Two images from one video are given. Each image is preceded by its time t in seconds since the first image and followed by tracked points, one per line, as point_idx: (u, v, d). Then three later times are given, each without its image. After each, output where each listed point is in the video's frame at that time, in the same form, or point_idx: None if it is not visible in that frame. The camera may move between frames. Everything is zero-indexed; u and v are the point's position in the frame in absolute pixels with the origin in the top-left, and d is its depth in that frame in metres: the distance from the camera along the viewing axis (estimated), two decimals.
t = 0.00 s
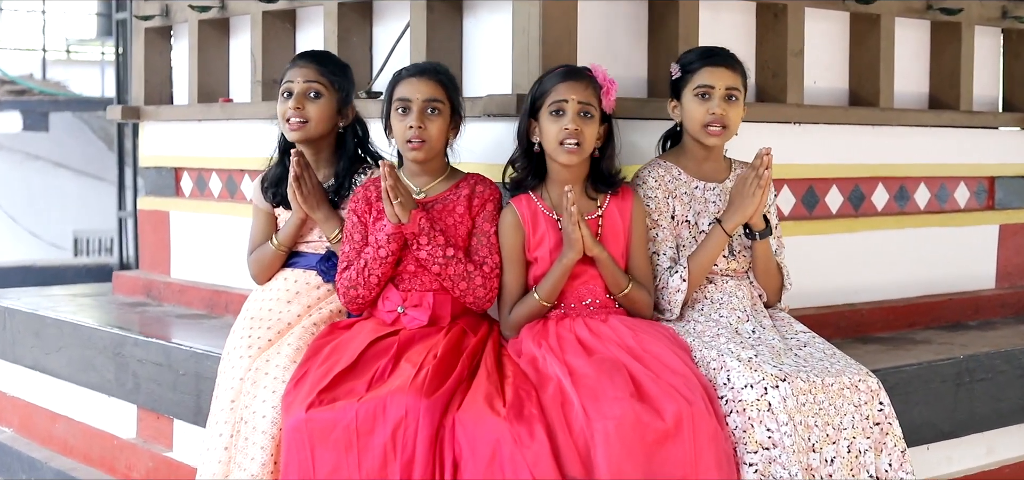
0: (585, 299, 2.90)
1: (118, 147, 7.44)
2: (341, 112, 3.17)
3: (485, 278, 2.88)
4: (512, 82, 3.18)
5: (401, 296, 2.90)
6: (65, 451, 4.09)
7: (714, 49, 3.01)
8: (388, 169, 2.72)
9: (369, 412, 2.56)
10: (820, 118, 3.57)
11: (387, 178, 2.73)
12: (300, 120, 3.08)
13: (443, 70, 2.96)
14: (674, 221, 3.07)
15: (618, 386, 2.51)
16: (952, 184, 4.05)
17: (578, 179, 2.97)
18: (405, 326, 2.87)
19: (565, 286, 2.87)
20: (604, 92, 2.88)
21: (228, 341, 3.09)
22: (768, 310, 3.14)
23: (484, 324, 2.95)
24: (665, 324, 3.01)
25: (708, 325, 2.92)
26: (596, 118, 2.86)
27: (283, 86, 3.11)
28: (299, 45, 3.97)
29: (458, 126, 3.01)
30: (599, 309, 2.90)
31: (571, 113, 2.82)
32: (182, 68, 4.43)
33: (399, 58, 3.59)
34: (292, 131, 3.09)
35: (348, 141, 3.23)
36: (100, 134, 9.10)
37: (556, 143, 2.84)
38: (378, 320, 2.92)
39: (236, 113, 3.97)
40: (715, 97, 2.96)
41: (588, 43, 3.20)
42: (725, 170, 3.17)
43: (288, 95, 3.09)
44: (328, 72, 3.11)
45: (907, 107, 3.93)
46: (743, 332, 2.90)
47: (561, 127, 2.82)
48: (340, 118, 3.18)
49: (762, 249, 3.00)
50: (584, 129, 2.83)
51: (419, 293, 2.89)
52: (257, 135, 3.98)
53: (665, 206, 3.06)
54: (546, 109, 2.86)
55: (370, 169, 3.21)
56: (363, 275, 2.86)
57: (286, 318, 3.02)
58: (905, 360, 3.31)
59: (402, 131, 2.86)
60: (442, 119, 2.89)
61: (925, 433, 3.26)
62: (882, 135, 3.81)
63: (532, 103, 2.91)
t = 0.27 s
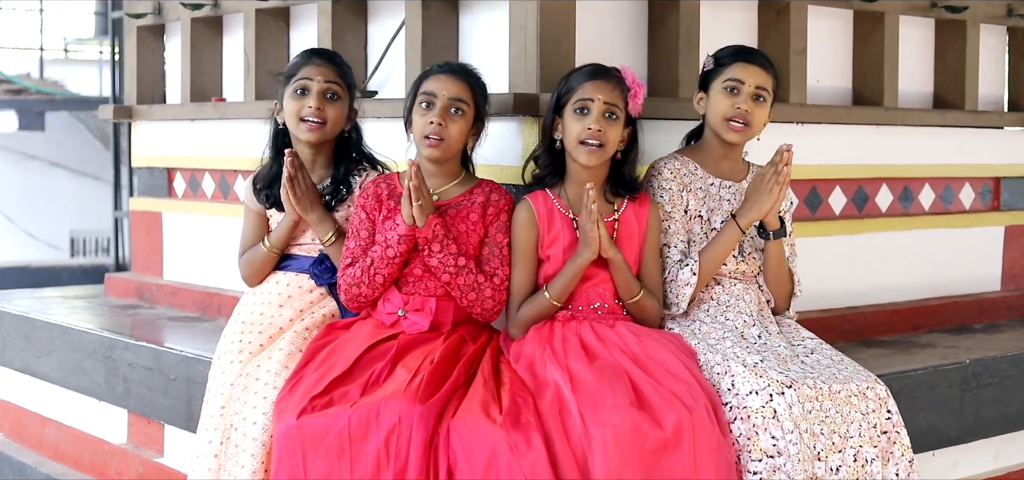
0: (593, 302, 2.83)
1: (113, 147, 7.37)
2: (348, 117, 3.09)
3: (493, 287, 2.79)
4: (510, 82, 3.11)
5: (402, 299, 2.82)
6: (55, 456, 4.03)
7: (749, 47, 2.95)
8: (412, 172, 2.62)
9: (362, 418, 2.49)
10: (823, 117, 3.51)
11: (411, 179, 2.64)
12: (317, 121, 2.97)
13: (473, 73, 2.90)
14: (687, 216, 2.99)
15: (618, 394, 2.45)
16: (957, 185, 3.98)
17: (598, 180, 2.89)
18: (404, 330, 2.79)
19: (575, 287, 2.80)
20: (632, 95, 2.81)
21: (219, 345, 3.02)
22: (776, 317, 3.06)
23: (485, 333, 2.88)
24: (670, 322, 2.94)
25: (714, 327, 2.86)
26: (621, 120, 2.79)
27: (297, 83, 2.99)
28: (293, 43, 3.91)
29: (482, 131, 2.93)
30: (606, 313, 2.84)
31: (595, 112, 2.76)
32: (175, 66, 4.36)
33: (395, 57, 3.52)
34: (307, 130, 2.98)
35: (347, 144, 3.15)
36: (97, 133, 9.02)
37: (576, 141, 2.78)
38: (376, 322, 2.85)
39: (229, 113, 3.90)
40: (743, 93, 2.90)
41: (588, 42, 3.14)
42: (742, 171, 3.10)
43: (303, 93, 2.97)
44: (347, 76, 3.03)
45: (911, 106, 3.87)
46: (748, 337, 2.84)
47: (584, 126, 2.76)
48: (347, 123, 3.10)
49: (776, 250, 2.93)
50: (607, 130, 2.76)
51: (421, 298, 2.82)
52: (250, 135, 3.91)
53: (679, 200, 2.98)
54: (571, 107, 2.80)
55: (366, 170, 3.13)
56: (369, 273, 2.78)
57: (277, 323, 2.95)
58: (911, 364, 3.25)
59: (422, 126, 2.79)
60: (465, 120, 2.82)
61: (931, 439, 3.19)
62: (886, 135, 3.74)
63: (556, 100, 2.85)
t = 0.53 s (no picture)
0: (604, 307, 2.73)
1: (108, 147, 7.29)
2: (346, 117, 3.00)
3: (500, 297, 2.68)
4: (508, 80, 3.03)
5: (404, 301, 2.74)
6: (44, 462, 3.96)
7: (774, 53, 2.83)
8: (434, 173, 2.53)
9: (354, 425, 2.40)
10: (828, 117, 3.43)
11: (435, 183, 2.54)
12: (311, 120, 2.87)
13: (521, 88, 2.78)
14: (698, 215, 2.93)
15: (620, 402, 2.37)
16: (964, 186, 3.91)
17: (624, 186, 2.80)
18: (404, 334, 2.70)
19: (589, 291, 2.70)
20: (668, 109, 2.71)
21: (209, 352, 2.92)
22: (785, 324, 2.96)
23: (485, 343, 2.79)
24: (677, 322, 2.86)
25: (721, 328, 2.77)
26: (653, 134, 2.69)
27: (294, 81, 2.90)
28: (287, 41, 3.83)
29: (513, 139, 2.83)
30: (615, 320, 2.73)
31: (628, 126, 2.66)
32: (168, 65, 4.29)
33: (391, 55, 3.45)
34: (300, 129, 2.88)
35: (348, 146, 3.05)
36: (93, 133, 8.94)
37: (604, 153, 2.68)
38: (375, 323, 2.76)
39: (222, 113, 3.82)
40: (759, 103, 2.81)
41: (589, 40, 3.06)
42: (756, 174, 3.02)
43: (300, 92, 2.88)
44: (345, 76, 2.94)
45: (917, 106, 3.79)
46: (757, 339, 2.75)
47: (614, 138, 2.66)
48: (344, 124, 3.02)
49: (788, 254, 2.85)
50: (637, 145, 2.66)
51: (423, 302, 2.73)
52: (244, 135, 3.84)
53: (690, 198, 2.92)
54: (605, 116, 2.69)
55: (364, 173, 3.04)
56: (372, 271, 2.68)
57: (269, 328, 2.86)
58: (918, 370, 3.17)
59: (458, 127, 2.67)
60: (501, 133, 2.71)
61: (940, 447, 3.12)
62: (893, 135, 3.66)
63: (590, 105, 2.74)
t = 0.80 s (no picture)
0: (606, 311, 2.66)
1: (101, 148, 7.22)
2: (340, 118, 2.92)
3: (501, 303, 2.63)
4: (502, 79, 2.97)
5: (401, 306, 2.64)
6: (32, 469, 3.89)
7: (771, 48, 2.77)
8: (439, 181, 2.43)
9: (343, 432, 2.31)
10: (829, 117, 3.36)
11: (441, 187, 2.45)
12: (304, 120, 2.80)
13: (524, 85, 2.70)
14: (700, 217, 2.86)
15: (617, 410, 2.29)
16: (967, 187, 3.84)
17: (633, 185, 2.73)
18: (400, 340, 2.61)
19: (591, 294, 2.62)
20: (677, 105, 2.63)
21: (195, 356, 2.84)
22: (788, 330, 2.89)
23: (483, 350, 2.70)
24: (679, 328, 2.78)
25: (723, 334, 2.69)
26: (663, 131, 2.62)
27: (288, 79, 2.82)
28: (278, 40, 3.77)
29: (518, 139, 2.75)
30: (618, 325, 2.66)
31: (637, 123, 2.58)
32: (157, 65, 4.22)
33: (383, 53, 3.38)
34: (292, 128, 2.80)
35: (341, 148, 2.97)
36: (88, 133, 8.85)
37: (614, 150, 2.61)
38: (369, 326, 2.67)
39: (212, 113, 3.76)
40: (758, 100, 2.73)
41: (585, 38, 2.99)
42: (759, 175, 2.95)
43: (293, 90, 2.81)
44: (340, 75, 2.86)
45: (920, 106, 3.72)
46: (760, 345, 2.68)
47: (624, 136, 2.58)
48: (337, 124, 2.93)
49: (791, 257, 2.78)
50: (648, 141, 2.59)
51: (420, 307, 2.63)
52: (234, 135, 3.77)
53: (693, 200, 2.86)
54: (613, 114, 2.61)
55: (357, 175, 2.96)
56: (371, 276, 2.59)
57: (258, 333, 2.78)
58: (922, 375, 3.10)
59: (463, 130, 2.58)
60: (507, 136, 2.62)
61: (944, 454, 3.05)
62: (895, 136, 3.59)
63: (598, 104, 2.67)
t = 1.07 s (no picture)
0: (601, 316, 2.59)
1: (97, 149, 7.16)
2: (333, 119, 2.87)
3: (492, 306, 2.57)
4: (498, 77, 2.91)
5: (390, 311, 2.56)
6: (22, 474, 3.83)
7: (773, 54, 2.66)
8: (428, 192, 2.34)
9: (334, 438, 2.25)
10: (831, 117, 3.31)
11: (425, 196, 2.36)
12: (297, 116, 2.74)
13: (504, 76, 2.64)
14: (693, 218, 2.75)
15: (615, 415, 2.23)
16: (971, 188, 3.78)
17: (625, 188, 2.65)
18: (391, 345, 2.54)
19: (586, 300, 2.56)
20: (670, 108, 2.56)
21: (185, 361, 2.79)
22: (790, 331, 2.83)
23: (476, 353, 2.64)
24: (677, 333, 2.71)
25: (723, 340, 2.64)
26: (655, 134, 2.55)
27: (282, 75, 2.77)
28: (271, 39, 3.71)
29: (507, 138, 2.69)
30: (614, 330, 2.60)
31: (629, 127, 2.51)
32: (150, 64, 4.17)
33: (377, 52, 3.32)
34: (285, 125, 2.74)
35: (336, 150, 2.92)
36: (84, 134, 8.73)
37: (605, 154, 2.53)
38: (359, 333, 2.60)
39: (204, 113, 3.70)
40: (756, 109, 2.64)
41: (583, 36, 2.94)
42: (749, 176, 2.84)
43: (286, 87, 2.75)
44: (336, 75, 2.81)
45: (923, 105, 3.67)
46: (760, 351, 2.61)
47: (615, 139, 2.51)
48: (330, 125, 2.87)
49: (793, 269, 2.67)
50: (640, 145, 2.52)
51: (411, 312, 2.56)
52: (226, 136, 3.71)
53: (685, 201, 2.75)
54: (603, 116, 2.55)
55: (349, 175, 2.90)
56: (357, 284, 2.52)
57: (248, 338, 2.72)
58: (926, 379, 3.05)
59: (449, 130, 2.53)
60: (493, 134, 2.57)
61: (949, 460, 2.99)
62: (897, 136, 3.54)
63: (588, 106, 2.60)
